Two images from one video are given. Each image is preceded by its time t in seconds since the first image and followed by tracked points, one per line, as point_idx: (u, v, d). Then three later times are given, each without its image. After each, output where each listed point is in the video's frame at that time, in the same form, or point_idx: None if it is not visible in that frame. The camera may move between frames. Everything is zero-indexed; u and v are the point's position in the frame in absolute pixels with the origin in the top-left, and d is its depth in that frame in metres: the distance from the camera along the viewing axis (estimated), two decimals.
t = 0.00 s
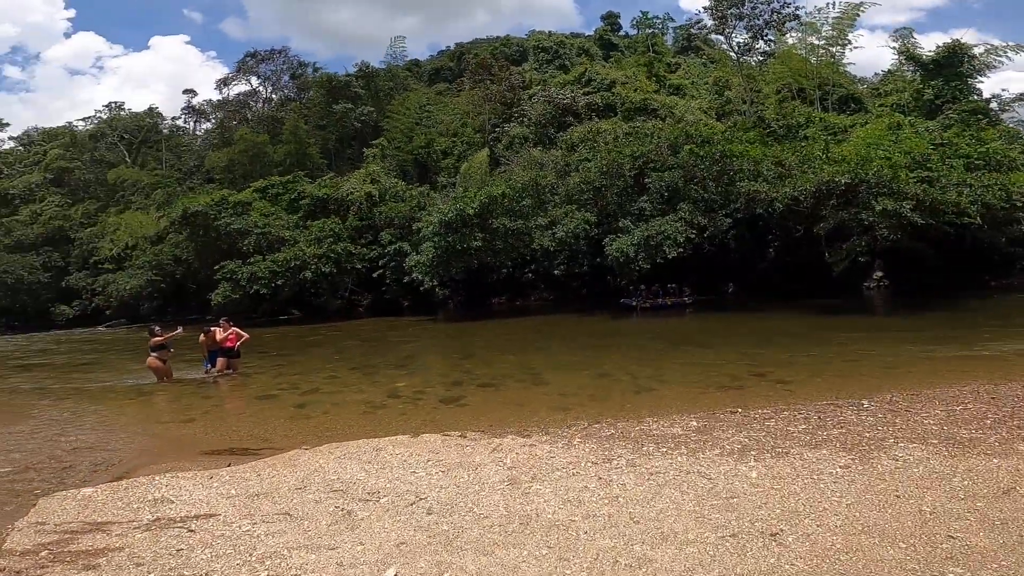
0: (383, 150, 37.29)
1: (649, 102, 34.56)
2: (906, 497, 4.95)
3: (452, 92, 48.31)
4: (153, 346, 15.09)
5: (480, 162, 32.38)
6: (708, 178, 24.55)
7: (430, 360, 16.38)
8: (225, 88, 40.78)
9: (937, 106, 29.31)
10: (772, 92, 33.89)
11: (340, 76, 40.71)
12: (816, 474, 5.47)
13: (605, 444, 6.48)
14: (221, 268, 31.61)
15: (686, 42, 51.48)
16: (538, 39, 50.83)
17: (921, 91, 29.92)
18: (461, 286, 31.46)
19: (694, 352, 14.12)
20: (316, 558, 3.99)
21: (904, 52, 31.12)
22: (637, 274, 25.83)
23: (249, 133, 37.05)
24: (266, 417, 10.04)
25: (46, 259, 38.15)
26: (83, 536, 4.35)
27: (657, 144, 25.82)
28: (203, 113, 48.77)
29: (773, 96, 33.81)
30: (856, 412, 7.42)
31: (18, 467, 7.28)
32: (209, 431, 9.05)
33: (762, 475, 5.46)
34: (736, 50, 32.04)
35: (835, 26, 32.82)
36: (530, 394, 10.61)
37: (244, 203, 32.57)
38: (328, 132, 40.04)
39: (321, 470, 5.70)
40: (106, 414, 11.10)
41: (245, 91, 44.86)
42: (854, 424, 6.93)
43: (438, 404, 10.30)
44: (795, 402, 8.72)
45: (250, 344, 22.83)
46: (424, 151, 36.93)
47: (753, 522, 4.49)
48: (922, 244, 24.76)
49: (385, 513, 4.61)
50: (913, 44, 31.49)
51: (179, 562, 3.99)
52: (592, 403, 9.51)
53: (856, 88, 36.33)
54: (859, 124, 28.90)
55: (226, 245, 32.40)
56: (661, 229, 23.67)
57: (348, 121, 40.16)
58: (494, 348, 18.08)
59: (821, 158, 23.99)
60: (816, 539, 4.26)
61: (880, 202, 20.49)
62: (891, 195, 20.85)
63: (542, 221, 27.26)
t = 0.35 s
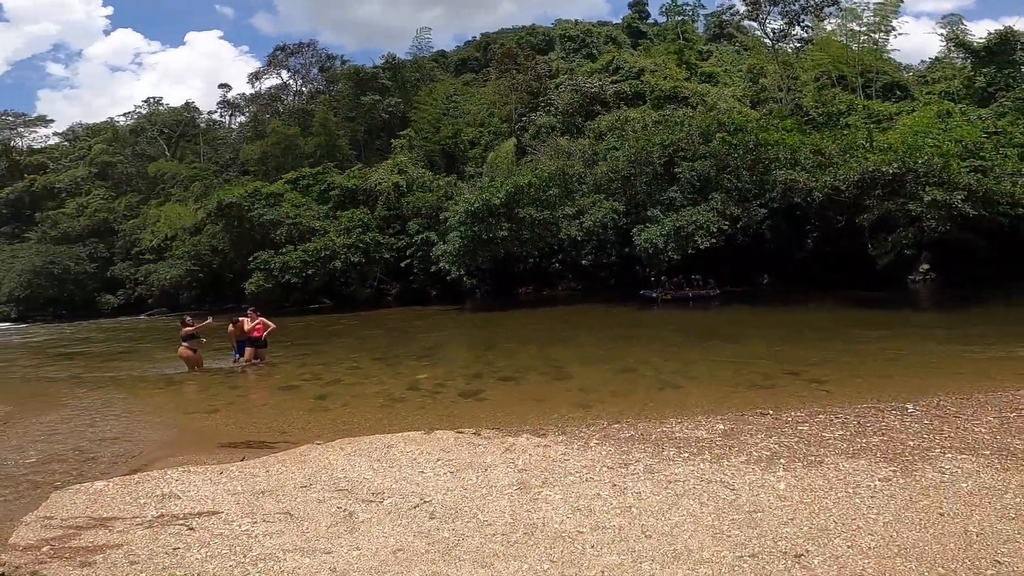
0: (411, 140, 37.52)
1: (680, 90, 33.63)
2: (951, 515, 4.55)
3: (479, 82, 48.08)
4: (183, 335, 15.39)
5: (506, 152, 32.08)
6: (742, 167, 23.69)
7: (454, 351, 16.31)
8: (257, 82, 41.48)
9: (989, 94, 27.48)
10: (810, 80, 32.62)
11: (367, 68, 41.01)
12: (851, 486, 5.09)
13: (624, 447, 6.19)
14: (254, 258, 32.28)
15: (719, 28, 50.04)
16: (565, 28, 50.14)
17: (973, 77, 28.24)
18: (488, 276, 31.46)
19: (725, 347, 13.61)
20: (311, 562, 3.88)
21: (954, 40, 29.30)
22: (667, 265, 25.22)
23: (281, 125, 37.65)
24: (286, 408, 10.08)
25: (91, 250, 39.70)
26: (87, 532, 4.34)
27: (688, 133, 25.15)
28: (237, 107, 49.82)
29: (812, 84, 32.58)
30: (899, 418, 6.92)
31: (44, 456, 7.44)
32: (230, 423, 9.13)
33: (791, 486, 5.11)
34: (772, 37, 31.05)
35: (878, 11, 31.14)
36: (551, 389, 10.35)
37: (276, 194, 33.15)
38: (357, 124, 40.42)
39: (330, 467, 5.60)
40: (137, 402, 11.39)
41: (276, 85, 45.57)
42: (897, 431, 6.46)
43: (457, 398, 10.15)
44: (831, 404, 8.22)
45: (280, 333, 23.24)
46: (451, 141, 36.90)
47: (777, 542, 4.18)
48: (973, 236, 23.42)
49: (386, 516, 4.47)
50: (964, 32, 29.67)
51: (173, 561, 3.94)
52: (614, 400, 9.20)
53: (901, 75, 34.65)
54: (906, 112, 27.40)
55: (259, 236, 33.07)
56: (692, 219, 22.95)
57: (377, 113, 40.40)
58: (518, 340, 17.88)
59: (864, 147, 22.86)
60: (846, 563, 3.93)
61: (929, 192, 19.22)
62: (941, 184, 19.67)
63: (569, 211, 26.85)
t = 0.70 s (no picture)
0: (440, 127, 37.57)
1: (715, 74, 32.39)
2: (997, 539, 4.21)
3: (508, 68, 47.69)
4: (218, 323, 15.72)
5: (535, 138, 31.66)
6: (782, 152, 22.69)
7: (480, 339, 16.28)
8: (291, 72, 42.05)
9: None
10: (856, 64, 31.14)
11: (395, 56, 41.15)
12: (888, 501, 4.77)
13: (644, 450, 5.94)
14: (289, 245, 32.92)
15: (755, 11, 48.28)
16: (594, 13, 49.13)
17: None
18: (518, 261, 31.45)
19: (759, 340, 13.12)
20: (308, 563, 3.85)
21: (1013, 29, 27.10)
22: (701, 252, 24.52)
23: (313, 114, 38.14)
24: (311, 396, 10.23)
25: (138, 238, 41.27)
26: (98, 525, 4.43)
27: (724, 117, 24.31)
28: (272, 97, 50.76)
29: (857, 68, 31.14)
30: (948, 426, 6.44)
31: (78, 444, 7.71)
32: (255, 411, 9.27)
33: (820, 499, 4.83)
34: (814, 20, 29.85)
35: None
36: (574, 382, 10.13)
37: (310, 181, 33.64)
38: (388, 112, 40.66)
39: (344, 462, 5.57)
40: (172, 389, 11.74)
41: (308, 75, 46.12)
42: (944, 440, 6.02)
43: (479, 389, 10.05)
44: (872, 406, 7.77)
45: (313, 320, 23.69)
46: (481, 128, 36.68)
47: (798, 565, 3.97)
48: None
49: (390, 517, 4.42)
50: None
51: (175, 558, 3.96)
52: (639, 395, 8.92)
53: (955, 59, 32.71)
54: (962, 96, 25.52)
55: (294, 223, 33.72)
56: (728, 206, 22.11)
57: (406, 101, 40.50)
58: (545, 328, 17.72)
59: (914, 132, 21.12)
60: None
61: (986, 179, 17.91)
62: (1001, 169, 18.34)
63: (599, 197, 26.34)
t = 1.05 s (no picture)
0: (467, 126, 37.53)
1: (747, 67, 31.81)
2: None
3: (533, 66, 47.49)
4: (251, 323, 15.84)
5: (562, 135, 31.25)
6: (819, 146, 21.70)
7: (508, 341, 16.06)
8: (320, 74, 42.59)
9: None
10: (894, 58, 30.15)
11: (421, 56, 41.25)
12: (964, 519, 4.37)
13: (687, 464, 5.60)
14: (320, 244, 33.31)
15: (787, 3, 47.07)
16: (619, 8, 48.53)
17: None
18: (547, 258, 32.03)
19: (801, 341, 12.61)
20: None
21: None
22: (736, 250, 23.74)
23: (343, 115, 38.51)
24: (339, 399, 10.15)
25: (177, 239, 42.44)
26: (124, 536, 4.36)
27: (759, 111, 23.57)
28: (303, 99, 51.60)
29: (897, 61, 30.10)
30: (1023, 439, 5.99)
31: (114, 447, 7.76)
32: (284, 414, 9.23)
33: (888, 518, 4.44)
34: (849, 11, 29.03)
35: None
36: (608, 386, 9.78)
37: (340, 181, 33.95)
38: (414, 112, 40.84)
39: (373, 471, 5.40)
40: (206, 391, 11.82)
41: (337, 77, 46.64)
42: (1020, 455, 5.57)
43: (509, 393, 9.83)
44: (931, 414, 7.30)
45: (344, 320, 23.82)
46: (507, 125, 36.49)
47: None
48: None
49: (419, 534, 4.23)
50: None
51: (201, 573, 3.84)
52: (677, 401, 8.53)
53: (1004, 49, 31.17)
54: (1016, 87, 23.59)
55: (325, 223, 34.12)
56: (765, 202, 21.27)
57: (432, 100, 40.60)
58: (574, 329, 17.39)
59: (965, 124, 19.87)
60: None
61: None
62: None
63: (629, 195, 25.84)
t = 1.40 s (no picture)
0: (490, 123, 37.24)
1: (778, 61, 30.87)
2: None
3: (556, 63, 47.04)
4: (275, 322, 15.79)
5: (587, 132, 30.73)
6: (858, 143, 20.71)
7: (531, 343, 15.72)
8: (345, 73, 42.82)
9: None
10: (933, 52, 29.09)
11: (444, 54, 41.19)
12: None
13: (734, 485, 5.25)
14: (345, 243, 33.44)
15: None
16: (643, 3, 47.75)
17: None
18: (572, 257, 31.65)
19: (841, 345, 12.14)
20: None
21: None
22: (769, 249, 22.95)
23: (367, 114, 38.63)
24: (360, 403, 9.93)
25: (208, 237, 43.25)
26: (131, 554, 4.14)
27: (793, 106, 22.69)
28: (328, 99, 52.07)
29: (936, 56, 29.01)
30: None
31: (135, 451, 7.66)
32: (305, 418, 9.05)
33: (966, 547, 4.19)
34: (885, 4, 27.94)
35: None
36: (640, 393, 9.42)
37: (365, 180, 34.01)
38: (438, 110, 40.76)
39: (392, 486, 5.10)
40: (229, 391, 11.75)
41: (361, 76, 46.90)
42: None
43: (535, 399, 9.50)
44: (994, 426, 6.83)
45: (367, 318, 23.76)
46: (530, 123, 36.17)
47: None
48: None
49: (442, 560, 3.91)
50: None
51: None
52: (715, 411, 8.14)
53: None
54: None
55: (349, 221, 34.25)
56: (800, 200, 20.42)
57: (455, 98, 40.50)
58: (598, 331, 16.97)
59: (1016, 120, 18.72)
60: None
61: None
62: None
63: (656, 192, 25.22)
